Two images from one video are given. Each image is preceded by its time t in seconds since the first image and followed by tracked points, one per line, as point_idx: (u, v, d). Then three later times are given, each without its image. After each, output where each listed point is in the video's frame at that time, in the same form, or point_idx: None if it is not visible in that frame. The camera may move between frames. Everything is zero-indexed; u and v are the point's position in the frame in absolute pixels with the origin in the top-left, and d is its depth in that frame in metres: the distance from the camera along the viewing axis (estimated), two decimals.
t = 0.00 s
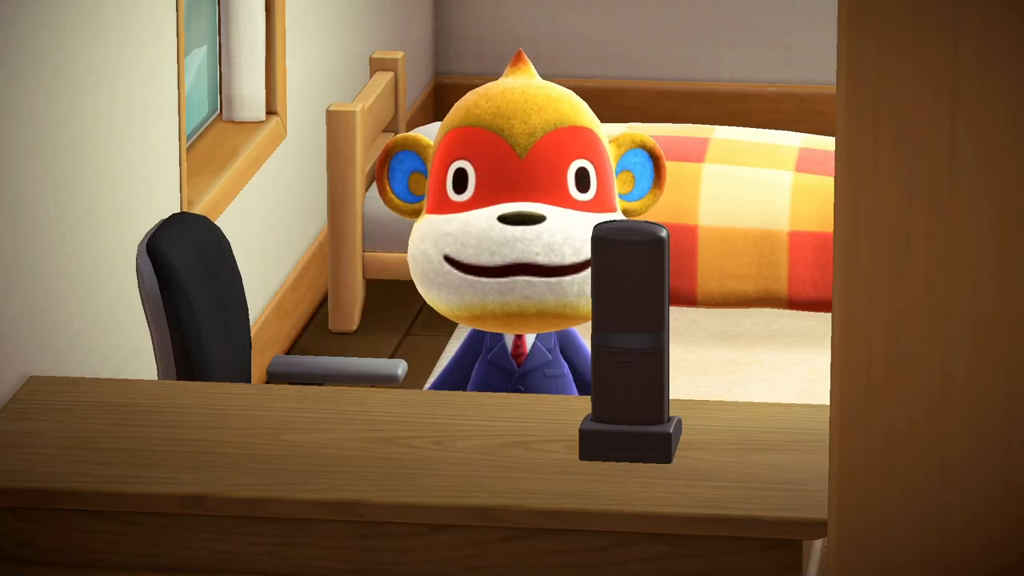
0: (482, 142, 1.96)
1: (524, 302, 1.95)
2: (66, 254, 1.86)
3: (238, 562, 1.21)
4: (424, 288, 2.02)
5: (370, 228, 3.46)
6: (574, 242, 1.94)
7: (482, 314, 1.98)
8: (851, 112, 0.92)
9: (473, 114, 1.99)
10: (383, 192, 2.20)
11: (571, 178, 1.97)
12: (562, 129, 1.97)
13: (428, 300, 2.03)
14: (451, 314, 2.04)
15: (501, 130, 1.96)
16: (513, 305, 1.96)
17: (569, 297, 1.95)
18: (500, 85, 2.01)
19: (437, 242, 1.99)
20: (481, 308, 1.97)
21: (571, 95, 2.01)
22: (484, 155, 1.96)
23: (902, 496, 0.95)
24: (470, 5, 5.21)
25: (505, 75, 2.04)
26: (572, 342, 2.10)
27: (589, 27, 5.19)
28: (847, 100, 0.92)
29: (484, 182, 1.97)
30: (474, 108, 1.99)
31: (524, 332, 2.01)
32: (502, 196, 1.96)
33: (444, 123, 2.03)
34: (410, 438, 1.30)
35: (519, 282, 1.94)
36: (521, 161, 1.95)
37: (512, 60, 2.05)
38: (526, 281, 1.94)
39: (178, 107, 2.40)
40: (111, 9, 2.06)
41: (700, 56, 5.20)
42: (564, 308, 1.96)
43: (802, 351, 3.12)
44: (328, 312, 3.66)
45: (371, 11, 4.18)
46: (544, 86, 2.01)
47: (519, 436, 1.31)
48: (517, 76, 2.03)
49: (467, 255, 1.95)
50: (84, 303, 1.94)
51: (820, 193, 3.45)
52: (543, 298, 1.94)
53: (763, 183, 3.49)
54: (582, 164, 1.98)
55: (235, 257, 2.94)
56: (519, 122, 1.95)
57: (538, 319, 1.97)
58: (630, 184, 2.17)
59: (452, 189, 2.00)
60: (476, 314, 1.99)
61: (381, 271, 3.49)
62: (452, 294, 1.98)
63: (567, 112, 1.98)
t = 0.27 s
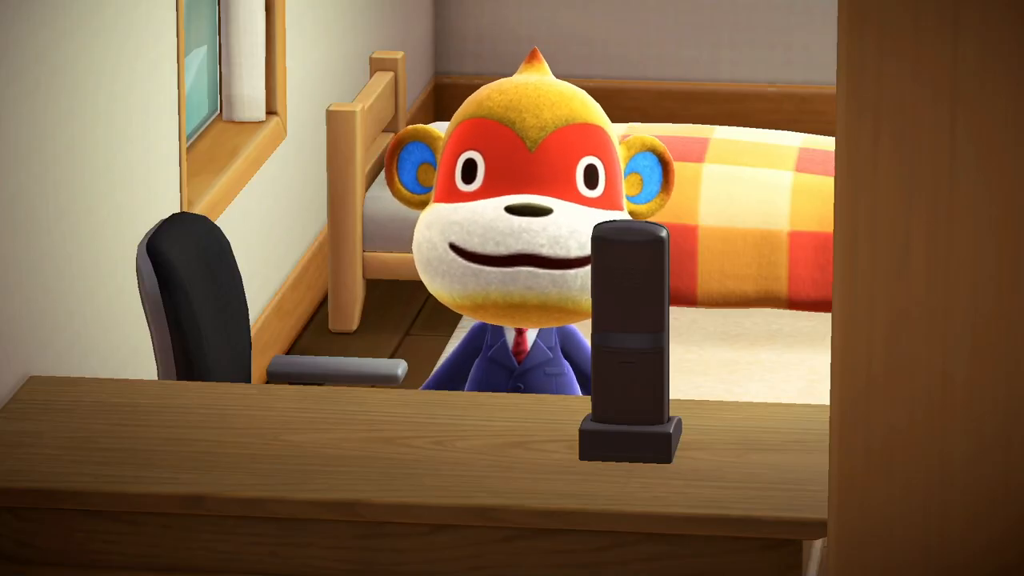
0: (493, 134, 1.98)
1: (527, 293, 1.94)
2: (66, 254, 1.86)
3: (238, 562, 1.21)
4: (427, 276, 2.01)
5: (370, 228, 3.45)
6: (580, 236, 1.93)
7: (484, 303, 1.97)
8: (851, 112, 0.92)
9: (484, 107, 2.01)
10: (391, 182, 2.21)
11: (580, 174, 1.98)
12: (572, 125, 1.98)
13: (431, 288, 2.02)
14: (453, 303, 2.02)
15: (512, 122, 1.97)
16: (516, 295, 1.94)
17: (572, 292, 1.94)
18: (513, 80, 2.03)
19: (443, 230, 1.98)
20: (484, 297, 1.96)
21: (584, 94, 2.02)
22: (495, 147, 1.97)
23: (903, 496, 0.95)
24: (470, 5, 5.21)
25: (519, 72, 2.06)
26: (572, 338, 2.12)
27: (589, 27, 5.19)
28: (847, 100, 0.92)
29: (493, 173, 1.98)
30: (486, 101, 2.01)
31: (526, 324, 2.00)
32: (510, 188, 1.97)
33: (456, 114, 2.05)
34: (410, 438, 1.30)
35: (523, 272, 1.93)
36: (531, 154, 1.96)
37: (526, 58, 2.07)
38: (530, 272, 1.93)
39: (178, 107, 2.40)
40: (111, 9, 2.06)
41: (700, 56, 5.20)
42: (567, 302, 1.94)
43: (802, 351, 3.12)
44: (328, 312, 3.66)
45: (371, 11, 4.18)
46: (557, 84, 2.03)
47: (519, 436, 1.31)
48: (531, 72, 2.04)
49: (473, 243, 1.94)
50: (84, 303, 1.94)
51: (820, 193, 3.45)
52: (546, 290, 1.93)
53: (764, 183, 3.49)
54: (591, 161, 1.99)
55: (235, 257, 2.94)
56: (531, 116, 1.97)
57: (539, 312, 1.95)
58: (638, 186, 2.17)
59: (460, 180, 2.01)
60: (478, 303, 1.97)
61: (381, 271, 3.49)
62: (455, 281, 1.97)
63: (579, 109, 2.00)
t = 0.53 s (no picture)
0: (487, 143, 1.97)
1: (525, 306, 1.95)
2: (66, 254, 1.86)
3: (238, 562, 1.21)
4: (426, 290, 2.02)
5: (370, 228, 3.46)
6: (577, 246, 1.93)
7: (483, 316, 1.98)
8: (851, 111, 0.92)
9: (478, 116, 2.00)
10: (387, 191, 2.20)
11: (575, 182, 1.97)
12: (566, 132, 1.98)
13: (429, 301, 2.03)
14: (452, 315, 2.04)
15: (506, 132, 1.96)
16: (514, 308, 1.96)
17: (571, 301, 1.95)
18: (505, 87, 2.02)
19: (440, 244, 1.98)
20: (482, 311, 1.97)
21: (577, 98, 2.02)
22: (489, 157, 1.96)
23: (903, 496, 0.95)
24: (470, 5, 5.21)
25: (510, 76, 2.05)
26: (572, 342, 2.11)
27: (589, 27, 5.19)
28: (847, 100, 0.92)
29: (488, 184, 1.97)
30: (479, 109, 2.00)
31: (525, 334, 2.01)
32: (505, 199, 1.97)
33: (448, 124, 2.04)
34: (410, 438, 1.30)
35: (521, 286, 1.94)
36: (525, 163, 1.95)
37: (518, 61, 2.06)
38: (527, 285, 1.93)
39: (178, 107, 2.40)
40: (111, 9, 2.06)
41: (700, 56, 5.20)
42: (565, 313, 1.96)
43: (802, 351, 3.12)
44: (328, 312, 3.66)
45: (371, 11, 4.18)
46: (549, 88, 2.02)
47: (519, 436, 1.31)
48: (523, 77, 2.03)
49: (470, 257, 1.95)
50: (84, 303, 1.94)
51: (820, 194, 3.45)
52: (544, 301, 1.94)
53: (764, 184, 3.49)
54: (585, 168, 1.98)
55: (235, 257, 2.94)
56: (524, 124, 1.96)
57: (538, 323, 1.97)
58: (634, 187, 2.17)
59: (455, 191, 2.00)
60: (477, 316, 1.99)
61: (381, 271, 3.49)
62: (453, 296, 1.98)
63: (572, 115, 1.99)
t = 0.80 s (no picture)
0: (478, 135, 1.97)
1: (524, 291, 1.94)
2: (66, 254, 1.86)
3: (238, 562, 1.21)
4: (423, 282, 2.01)
5: (370, 228, 3.46)
6: (573, 229, 1.93)
7: (481, 305, 1.97)
8: (851, 112, 0.92)
9: (467, 110, 2.00)
10: (382, 194, 2.20)
11: (567, 169, 1.98)
12: (556, 121, 1.98)
13: (427, 294, 2.02)
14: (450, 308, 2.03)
15: (496, 123, 1.96)
16: (513, 294, 1.95)
17: (570, 286, 1.94)
18: (494, 81, 2.02)
19: (436, 235, 1.98)
20: (481, 299, 1.96)
21: (565, 90, 2.02)
22: (481, 149, 1.96)
23: (903, 496, 0.95)
24: (470, 5, 5.21)
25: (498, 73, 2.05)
26: (571, 341, 2.10)
27: (589, 27, 5.19)
28: (847, 100, 0.92)
29: (481, 176, 1.97)
30: (468, 104, 2.00)
31: (524, 323, 2.00)
32: (498, 189, 1.97)
33: (439, 121, 2.04)
34: (410, 438, 1.30)
35: (519, 271, 1.93)
36: (517, 153, 1.95)
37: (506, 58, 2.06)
38: (526, 269, 1.93)
39: (178, 107, 2.40)
40: (111, 9, 2.06)
41: (700, 56, 5.20)
42: (565, 297, 1.95)
43: (802, 351, 3.12)
44: (328, 312, 3.66)
45: (371, 11, 4.18)
46: (537, 81, 2.03)
47: (519, 436, 1.31)
48: (511, 72, 2.03)
49: (467, 245, 1.94)
50: (84, 303, 1.94)
51: (820, 193, 3.45)
52: (543, 286, 1.94)
53: (763, 183, 3.49)
54: (577, 155, 1.99)
55: (235, 257, 2.94)
56: (514, 115, 1.97)
57: (537, 309, 1.96)
58: (627, 178, 2.17)
59: (449, 184, 2.00)
60: (476, 305, 1.98)
61: (381, 271, 3.49)
62: (452, 285, 1.97)
63: (561, 105, 2.00)
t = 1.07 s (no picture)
0: (480, 142, 1.96)
1: (524, 302, 1.95)
2: (66, 254, 1.86)
3: (238, 561, 1.21)
4: (424, 289, 2.02)
5: (370, 228, 3.46)
6: (573, 241, 1.94)
7: (481, 314, 1.98)
8: (851, 112, 0.92)
9: (470, 115, 1.98)
10: (382, 195, 2.21)
11: (569, 178, 1.97)
12: (559, 129, 1.96)
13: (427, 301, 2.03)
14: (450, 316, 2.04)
15: (499, 130, 1.95)
16: (513, 305, 1.96)
17: (569, 297, 1.95)
18: (497, 85, 2.00)
19: (436, 242, 1.99)
20: (481, 308, 1.97)
21: (569, 95, 2.00)
22: (483, 156, 1.95)
23: (903, 495, 0.95)
24: (470, 5, 5.21)
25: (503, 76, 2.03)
26: (571, 342, 2.10)
27: (589, 27, 5.19)
28: (847, 100, 0.92)
29: (482, 183, 1.96)
30: (471, 109, 1.98)
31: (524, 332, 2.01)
32: (500, 196, 1.96)
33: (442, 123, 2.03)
34: (410, 438, 1.30)
35: (519, 282, 1.94)
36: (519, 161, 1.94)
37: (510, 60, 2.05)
38: (525, 281, 1.94)
39: (178, 107, 2.40)
40: (111, 9, 2.06)
41: (700, 56, 5.20)
42: (564, 309, 1.96)
43: (802, 351, 3.12)
44: (328, 312, 3.66)
45: (371, 11, 4.18)
46: (541, 86, 2.01)
47: (519, 436, 1.31)
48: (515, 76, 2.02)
49: (467, 255, 1.95)
50: (84, 303, 1.94)
51: (820, 193, 3.45)
52: (543, 297, 1.95)
53: (763, 183, 3.49)
54: (580, 163, 1.98)
55: (235, 257, 2.94)
56: (517, 122, 1.95)
57: (537, 319, 1.97)
58: (629, 184, 2.17)
59: (450, 190, 2.00)
60: (475, 314, 1.99)
61: (381, 271, 3.49)
62: (452, 294, 1.98)
63: (565, 112, 1.98)
